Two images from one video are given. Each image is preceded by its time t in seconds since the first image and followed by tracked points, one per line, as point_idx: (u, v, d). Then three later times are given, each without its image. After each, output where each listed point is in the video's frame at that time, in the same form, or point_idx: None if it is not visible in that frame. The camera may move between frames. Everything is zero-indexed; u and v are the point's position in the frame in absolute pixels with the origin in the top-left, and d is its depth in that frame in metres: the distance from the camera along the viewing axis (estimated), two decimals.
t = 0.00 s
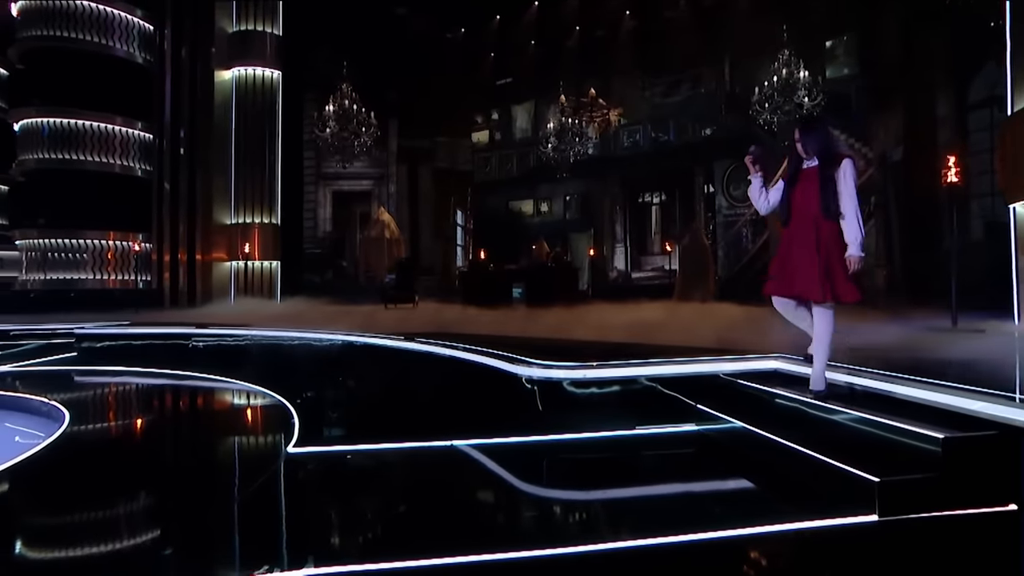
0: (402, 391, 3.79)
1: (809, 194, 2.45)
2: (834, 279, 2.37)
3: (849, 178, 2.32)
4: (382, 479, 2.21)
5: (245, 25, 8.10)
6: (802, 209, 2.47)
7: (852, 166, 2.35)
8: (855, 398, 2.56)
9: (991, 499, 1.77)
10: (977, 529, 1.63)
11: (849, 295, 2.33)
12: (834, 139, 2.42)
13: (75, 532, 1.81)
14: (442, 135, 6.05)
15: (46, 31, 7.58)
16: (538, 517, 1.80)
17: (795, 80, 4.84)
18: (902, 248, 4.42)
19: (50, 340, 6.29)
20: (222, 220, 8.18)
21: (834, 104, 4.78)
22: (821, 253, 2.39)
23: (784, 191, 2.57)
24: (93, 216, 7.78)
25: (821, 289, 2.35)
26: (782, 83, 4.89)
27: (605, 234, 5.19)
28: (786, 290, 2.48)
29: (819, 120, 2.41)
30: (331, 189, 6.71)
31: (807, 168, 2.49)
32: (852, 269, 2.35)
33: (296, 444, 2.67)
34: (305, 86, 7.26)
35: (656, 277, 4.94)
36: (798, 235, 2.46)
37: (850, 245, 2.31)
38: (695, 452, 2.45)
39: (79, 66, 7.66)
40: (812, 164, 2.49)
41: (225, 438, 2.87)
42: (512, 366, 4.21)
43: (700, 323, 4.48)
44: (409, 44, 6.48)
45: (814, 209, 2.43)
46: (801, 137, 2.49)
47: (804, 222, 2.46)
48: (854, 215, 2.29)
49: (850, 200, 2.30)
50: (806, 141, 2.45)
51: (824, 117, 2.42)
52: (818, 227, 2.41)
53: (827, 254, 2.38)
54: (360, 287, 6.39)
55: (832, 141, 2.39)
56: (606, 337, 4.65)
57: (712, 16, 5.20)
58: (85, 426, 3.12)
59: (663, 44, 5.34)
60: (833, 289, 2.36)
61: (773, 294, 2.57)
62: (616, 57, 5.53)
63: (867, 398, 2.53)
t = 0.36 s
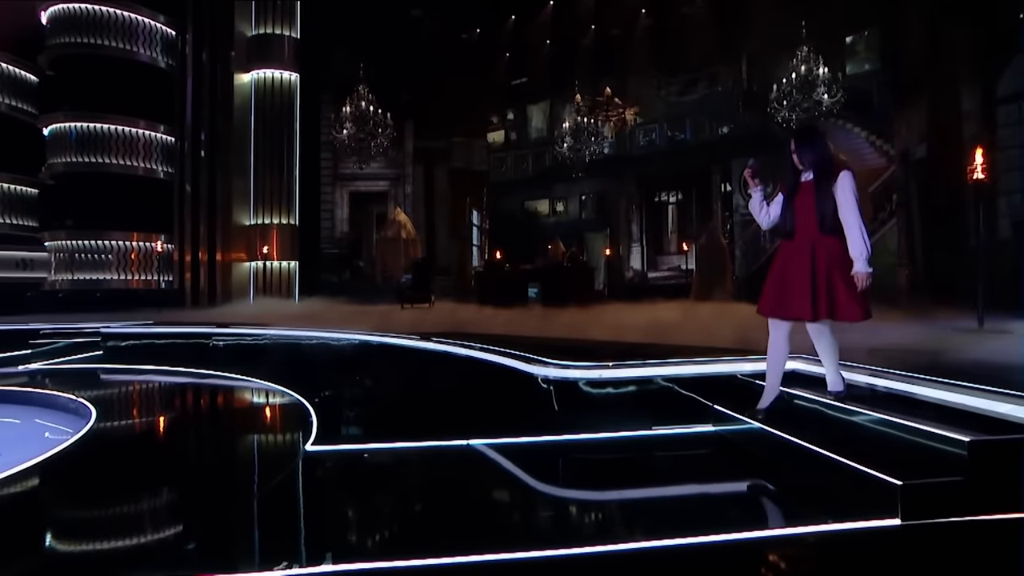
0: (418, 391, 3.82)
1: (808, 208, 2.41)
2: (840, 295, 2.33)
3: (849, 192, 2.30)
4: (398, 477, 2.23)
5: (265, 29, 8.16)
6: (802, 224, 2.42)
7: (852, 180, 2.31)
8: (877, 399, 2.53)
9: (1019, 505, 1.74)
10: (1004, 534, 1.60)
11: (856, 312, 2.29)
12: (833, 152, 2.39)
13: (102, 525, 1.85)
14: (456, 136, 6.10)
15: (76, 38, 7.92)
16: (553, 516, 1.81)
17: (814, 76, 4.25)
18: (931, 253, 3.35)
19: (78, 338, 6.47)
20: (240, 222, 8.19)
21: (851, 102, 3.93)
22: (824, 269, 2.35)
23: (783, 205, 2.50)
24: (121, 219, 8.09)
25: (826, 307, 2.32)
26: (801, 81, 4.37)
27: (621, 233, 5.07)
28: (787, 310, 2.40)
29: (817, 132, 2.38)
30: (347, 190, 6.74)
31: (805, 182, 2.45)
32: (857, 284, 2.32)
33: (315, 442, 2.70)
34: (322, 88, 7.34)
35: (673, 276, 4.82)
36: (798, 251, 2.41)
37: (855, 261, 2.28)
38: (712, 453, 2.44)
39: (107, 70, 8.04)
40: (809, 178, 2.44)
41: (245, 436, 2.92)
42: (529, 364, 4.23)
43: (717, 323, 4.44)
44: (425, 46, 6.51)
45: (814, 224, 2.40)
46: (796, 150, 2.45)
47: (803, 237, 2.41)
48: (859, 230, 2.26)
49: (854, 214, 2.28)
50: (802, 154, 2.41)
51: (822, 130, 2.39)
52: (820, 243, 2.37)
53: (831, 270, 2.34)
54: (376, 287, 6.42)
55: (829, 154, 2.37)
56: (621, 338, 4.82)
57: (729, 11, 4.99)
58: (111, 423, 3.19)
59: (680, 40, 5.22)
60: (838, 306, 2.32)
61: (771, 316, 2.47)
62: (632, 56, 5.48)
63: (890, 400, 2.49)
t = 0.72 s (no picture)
0: (438, 390, 3.85)
1: (796, 218, 2.41)
2: (815, 307, 2.33)
3: (838, 204, 2.27)
4: (417, 477, 2.23)
5: (287, 32, 8.25)
6: (790, 234, 2.43)
7: (841, 192, 2.28)
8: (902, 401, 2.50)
9: None
10: None
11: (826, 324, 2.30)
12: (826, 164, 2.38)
13: (132, 519, 1.90)
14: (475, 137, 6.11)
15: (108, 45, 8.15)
16: (573, 516, 1.81)
17: (838, 72, 4.11)
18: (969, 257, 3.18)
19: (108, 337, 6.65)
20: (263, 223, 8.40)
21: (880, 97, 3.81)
22: (804, 281, 2.35)
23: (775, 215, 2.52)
24: (148, 220, 8.28)
25: (799, 318, 2.34)
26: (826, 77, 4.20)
27: (639, 233, 5.09)
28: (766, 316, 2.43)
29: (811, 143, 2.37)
30: (367, 190, 6.84)
31: (796, 192, 2.45)
32: (836, 298, 2.30)
33: (336, 440, 2.74)
34: (343, 89, 7.42)
35: (693, 276, 4.80)
36: (783, 261, 2.42)
37: (835, 274, 2.25)
38: (734, 454, 2.42)
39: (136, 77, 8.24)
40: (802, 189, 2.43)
41: (267, 434, 2.96)
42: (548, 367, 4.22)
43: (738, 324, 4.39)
44: (443, 47, 6.49)
45: (801, 235, 2.40)
46: (790, 159, 2.45)
47: (790, 247, 2.41)
48: (841, 244, 2.24)
49: (840, 226, 2.25)
50: (796, 164, 2.41)
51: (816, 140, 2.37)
52: (804, 255, 2.36)
53: (810, 282, 2.33)
54: (396, 287, 6.46)
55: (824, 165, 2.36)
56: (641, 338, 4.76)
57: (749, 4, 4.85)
58: (139, 419, 3.26)
59: (699, 37, 5.13)
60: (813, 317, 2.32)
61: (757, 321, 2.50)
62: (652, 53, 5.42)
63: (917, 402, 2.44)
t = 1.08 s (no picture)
0: (461, 390, 3.87)
1: (798, 224, 2.25)
2: (820, 318, 2.16)
3: (841, 210, 2.08)
4: (440, 475, 2.25)
5: (313, 37, 8.42)
6: (791, 241, 2.26)
7: (845, 195, 2.10)
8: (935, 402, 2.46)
9: None
10: None
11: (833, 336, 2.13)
12: (830, 166, 2.19)
13: (165, 512, 1.96)
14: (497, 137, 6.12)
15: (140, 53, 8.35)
16: (596, 517, 1.80)
17: (869, 66, 3.79)
18: (1008, 253, 2.72)
19: (142, 337, 6.86)
20: (290, 224, 8.60)
21: (909, 91, 3.43)
22: (807, 290, 2.19)
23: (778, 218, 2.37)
24: (179, 222, 8.48)
25: (802, 329, 2.19)
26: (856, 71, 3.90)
27: (663, 231, 5.03)
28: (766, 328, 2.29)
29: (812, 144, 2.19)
30: (391, 191, 7.00)
31: (798, 197, 2.28)
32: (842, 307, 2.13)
33: (361, 439, 2.77)
34: (366, 91, 7.52)
35: (717, 275, 4.68)
36: (783, 269, 2.27)
37: (839, 284, 2.08)
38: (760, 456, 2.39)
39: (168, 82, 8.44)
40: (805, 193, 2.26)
41: (293, 431, 3.02)
42: (572, 367, 4.21)
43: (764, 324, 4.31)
44: (466, 48, 6.46)
45: (802, 240, 2.23)
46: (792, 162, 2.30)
47: (791, 255, 2.25)
48: (844, 252, 2.06)
49: (843, 234, 2.07)
50: (796, 167, 2.24)
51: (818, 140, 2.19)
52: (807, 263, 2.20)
53: (814, 292, 2.17)
54: (419, 287, 6.54)
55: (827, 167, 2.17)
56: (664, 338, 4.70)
57: None
58: (171, 416, 3.35)
59: (723, 33, 5.02)
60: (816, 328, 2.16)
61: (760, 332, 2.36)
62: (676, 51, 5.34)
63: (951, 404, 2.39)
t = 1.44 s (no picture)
0: (490, 389, 3.89)
1: (804, 240, 2.12)
2: (823, 338, 2.04)
3: (848, 226, 1.97)
4: (468, 475, 2.25)
5: (341, 40, 8.52)
6: (795, 257, 2.14)
7: (854, 211, 1.98)
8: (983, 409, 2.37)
9: None
10: None
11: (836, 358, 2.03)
12: (835, 180, 2.06)
13: (202, 505, 2.02)
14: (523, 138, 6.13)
15: (178, 60, 8.67)
16: (624, 517, 1.80)
17: (908, 57, 3.54)
18: None
19: (180, 335, 7.07)
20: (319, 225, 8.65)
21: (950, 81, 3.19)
22: (811, 309, 2.07)
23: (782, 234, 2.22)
24: (213, 223, 8.73)
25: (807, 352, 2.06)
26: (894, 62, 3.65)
27: (692, 229, 4.85)
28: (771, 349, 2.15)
29: (816, 156, 2.07)
30: (419, 191, 7.14)
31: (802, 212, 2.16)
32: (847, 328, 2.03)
33: (391, 437, 2.81)
34: (395, 93, 7.61)
35: (747, 274, 4.47)
36: (787, 287, 2.14)
37: (843, 303, 1.98)
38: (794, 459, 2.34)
39: (204, 90, 8.73)
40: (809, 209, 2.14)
41: (324, 428, 3.07)
42: (601, 367, 4.18)
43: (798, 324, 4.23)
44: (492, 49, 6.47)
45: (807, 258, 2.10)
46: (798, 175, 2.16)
47: (794, 272, 2.13)
48: (849, 269, 1.95)
49: (850, 251, 1.96)
50: (799, 181, 2.11)
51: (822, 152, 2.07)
52: (811, 281, 2.08)
53: (819, 312, 2.05)
54: (448, 287, 6.55)
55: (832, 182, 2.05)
56: (693, 338, 4.67)
57: None
58: (208, 412, 3.45)
59: (755, 27, 4.79)
60: (821, 350, 2.04)
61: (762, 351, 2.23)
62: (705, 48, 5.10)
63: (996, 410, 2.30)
